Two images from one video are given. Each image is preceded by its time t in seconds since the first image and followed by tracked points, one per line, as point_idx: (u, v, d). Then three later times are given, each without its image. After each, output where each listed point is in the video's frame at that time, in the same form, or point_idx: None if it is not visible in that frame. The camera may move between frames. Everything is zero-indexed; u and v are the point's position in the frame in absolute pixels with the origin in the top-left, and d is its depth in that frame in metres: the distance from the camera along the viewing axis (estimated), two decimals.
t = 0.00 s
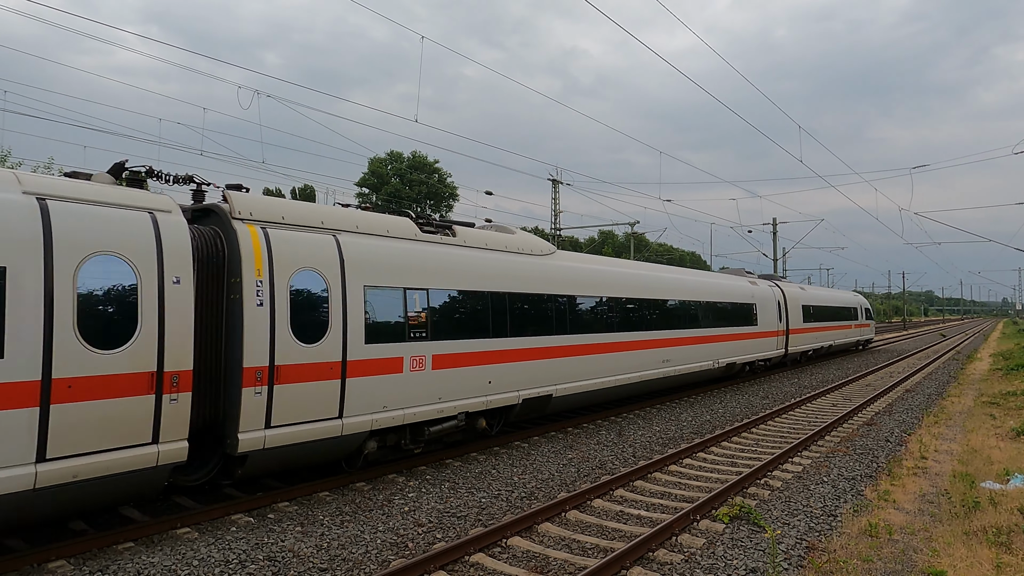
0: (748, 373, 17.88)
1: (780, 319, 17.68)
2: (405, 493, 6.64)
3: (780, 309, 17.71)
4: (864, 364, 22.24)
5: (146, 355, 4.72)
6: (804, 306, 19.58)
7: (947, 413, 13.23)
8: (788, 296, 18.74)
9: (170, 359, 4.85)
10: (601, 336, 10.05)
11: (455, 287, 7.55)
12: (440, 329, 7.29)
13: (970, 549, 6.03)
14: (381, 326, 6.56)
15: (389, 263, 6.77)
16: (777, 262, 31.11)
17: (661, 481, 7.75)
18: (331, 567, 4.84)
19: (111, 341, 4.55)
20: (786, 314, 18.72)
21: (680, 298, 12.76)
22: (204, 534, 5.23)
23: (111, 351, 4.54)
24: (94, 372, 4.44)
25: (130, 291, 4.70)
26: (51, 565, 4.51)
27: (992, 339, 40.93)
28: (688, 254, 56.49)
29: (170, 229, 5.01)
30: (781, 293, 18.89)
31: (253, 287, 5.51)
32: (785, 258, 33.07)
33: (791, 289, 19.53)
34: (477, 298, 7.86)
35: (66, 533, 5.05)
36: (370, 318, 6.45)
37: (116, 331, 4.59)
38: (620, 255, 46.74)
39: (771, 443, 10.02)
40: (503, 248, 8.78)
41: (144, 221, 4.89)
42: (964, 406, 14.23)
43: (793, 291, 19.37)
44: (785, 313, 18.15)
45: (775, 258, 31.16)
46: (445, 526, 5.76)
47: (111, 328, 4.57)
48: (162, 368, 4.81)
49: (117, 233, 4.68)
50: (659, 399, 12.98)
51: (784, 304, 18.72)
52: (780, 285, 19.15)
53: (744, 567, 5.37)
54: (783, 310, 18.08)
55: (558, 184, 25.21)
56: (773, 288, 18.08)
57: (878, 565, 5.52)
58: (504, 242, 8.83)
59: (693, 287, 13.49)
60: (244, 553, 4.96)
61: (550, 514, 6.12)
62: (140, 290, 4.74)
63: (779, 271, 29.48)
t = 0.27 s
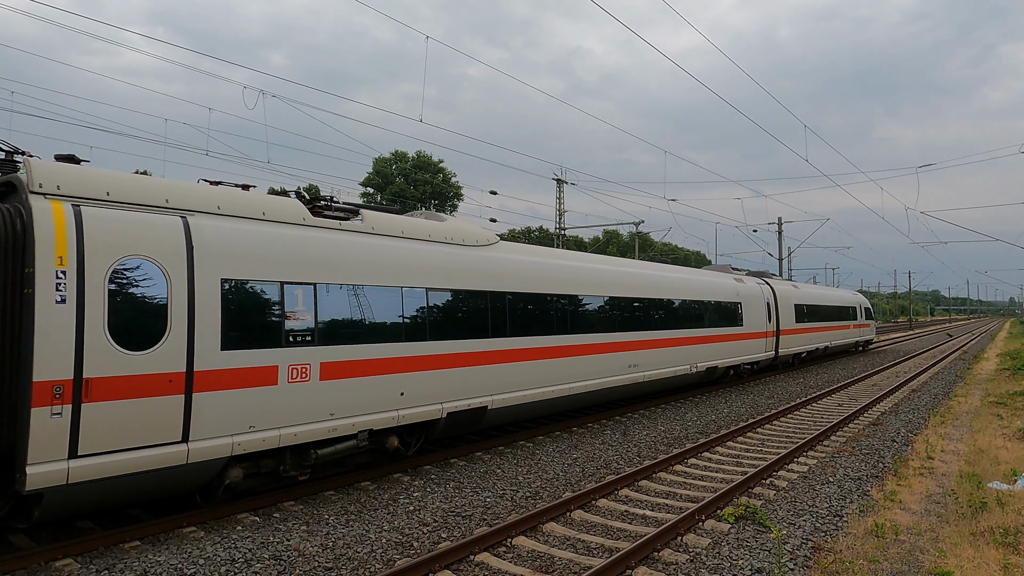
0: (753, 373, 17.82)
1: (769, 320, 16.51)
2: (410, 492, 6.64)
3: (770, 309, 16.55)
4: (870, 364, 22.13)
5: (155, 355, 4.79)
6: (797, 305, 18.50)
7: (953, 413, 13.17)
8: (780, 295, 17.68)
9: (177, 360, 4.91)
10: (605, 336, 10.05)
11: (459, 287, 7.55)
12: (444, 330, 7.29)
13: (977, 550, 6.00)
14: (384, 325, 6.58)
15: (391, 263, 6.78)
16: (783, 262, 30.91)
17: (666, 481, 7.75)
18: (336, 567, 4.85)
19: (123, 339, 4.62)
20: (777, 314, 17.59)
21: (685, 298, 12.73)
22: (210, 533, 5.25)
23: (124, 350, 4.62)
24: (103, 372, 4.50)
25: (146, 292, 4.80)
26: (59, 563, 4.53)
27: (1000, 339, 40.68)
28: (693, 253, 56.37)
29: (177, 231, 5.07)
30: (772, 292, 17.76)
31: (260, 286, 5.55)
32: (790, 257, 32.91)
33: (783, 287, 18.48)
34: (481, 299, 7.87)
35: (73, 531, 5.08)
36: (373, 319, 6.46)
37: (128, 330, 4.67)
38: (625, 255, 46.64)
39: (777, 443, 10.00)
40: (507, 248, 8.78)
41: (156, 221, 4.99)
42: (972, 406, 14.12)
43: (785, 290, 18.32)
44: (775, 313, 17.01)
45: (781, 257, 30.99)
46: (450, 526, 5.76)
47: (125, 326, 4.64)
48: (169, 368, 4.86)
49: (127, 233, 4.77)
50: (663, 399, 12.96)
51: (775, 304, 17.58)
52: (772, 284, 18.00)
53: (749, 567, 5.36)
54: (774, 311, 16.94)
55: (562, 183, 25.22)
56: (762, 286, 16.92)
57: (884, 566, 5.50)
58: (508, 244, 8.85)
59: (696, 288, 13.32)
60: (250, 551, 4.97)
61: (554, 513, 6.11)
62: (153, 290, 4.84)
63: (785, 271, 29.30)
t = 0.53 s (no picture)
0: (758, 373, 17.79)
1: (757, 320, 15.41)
2: (415, 492, 6.65)
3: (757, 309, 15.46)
4: (876, 364, 22.05)
5: (160, 356, 4.82)
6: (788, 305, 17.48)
7: (959, 413, 13.11)
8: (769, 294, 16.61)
9: (183, 360, 4.93)
10: (610, 336, 10.04)
11: (464, 287, 7.55)
12: (449, 330, 7.29)
13: (984, 551, 5.97)
14: (389, 325, 6.58)
15: (396, 263, 6.79)
16: (788, 261, 30.81)
17: (671, 481, 7.73)
18: (341, 566, 4.87)
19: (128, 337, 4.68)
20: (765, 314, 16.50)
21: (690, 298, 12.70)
22: (215, 532, 5.26)
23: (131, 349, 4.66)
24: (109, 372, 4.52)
25: (128, 287, 4.74)
26: (65, 562, 4.55)
27: (1006, 338, 40.47)
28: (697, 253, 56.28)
29: (181, 232, 5.11)
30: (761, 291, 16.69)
31: (264, 286, 5.59)
32: (795, 256, 32.80)
33: (773, 285, 17.40)
34: (486, 299, 7.87)
35: (79, 530, 5.09)
36: (377, 320, 6.47)
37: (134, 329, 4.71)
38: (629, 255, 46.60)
39: (782, 443, 9.97)
40: (512, 248, 8.78)
41: (161, 221, 5.02)
42: (978, 406, 14.05)
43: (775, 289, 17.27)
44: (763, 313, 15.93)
45: (786, 257, 30.87)
46: (455, 526, 5.77)
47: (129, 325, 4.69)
48: (175, 368, 4.88)
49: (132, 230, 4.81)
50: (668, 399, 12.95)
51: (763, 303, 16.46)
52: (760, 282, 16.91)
53: (754, 567, 5.35)
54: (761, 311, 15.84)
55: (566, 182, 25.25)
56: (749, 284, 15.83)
57: (890, 567, 5.48)
58: (513, 244, 8.86)
59: (701, 288, 13.30)
60: (255, 551, 4.98)
61: (559, 513, 6.11)
62: (144, 285, 4.82)
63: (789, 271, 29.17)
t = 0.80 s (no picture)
0: (764, 373, 17.73)
1: (740, 320, 14.22)
2: (420, 492, 6.65)
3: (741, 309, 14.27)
4: (882, 364, 21.94)
5: (167, 356, 4.85)
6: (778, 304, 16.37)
7: (967, 414, 13.04)
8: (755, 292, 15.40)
9: (189, 360, 4.96)
10: (616, 336, 10.02)
11: (469, 287, 7.55)
12: (454, 330, 7.30)
13: (992, 552, 5.93)
14: (394, 325, 6.59)
15: (401, 263, 6.80)
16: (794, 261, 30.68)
17: (676, 481, 7.72)
18: (346, 565, 4.88)
19: (133, 337, 4.72)
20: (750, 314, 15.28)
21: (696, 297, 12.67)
22: (221, 531, 5.28)
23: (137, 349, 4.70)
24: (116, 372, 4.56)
25: (129, 287, 4.76)
26: (73, 560, 4.58)
27: (1015, 338, 40.20)
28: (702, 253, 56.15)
29: (187, 232, 5.14)
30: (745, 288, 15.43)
31: (269, 286, 5.62)
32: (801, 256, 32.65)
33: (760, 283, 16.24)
34: (492, 299, 7.87)
35: (86, 529, 5.13)
36: (382, 320, 6.48)
37: (139, 330, 4.76)
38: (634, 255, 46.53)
39: (788, 443, 9.93)
40: (517, 248, 8.77)
41: (168, 222, 5.05)
42: (986, 407, 13.96)
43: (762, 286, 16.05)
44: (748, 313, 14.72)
45: (792, 256, 30.74)
46: (460, 525, 5.77)
47: (133, 326, 4.73)
48: (182, 368, 4.91)
49: (133, 230, 4.82)
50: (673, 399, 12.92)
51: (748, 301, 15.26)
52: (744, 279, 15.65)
53: (760, 567, 5.34)
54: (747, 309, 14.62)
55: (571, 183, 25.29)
56: (731, 280, 14.60)
57: (897, 568, 5.45)
58: (518, 244, 8.85)
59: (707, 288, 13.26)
60: (262, 550, 5.00)
61: (564, 513, 6.10)
62: (147, 284, 4.86)
63: (795, 271, 29.04)
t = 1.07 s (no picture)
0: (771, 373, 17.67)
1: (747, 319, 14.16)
2: (426, 491, 6.66)
3: (721, 307, 13.01)
4: (890, 364, 21.83)
5: (173, 355, 4.88)
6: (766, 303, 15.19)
7: (976, 414, 12.95)
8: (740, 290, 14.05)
9: (195, 360, 4.99)
10: (621, 335, 10.00)
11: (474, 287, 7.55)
12: (459, 330, 7.30)
13: (1001, 553, 5.89)
14: (400, 325, 6.61)
15: (406, 263, 6.81)
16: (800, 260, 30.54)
17: (683, 481, 7.70)
18: (353, 565, 4.89)
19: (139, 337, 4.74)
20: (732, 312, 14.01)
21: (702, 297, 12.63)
22: (229, 531, 5.31)
23: (143, 349, 4.73)
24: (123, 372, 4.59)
25: (134, 287, 4.79)
26: (81, 559, 4.61)
27: None
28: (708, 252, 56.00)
29: (193, 233, 5.16)
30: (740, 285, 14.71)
31: (275, 286, 5.64)
32: (807, 256, 32.50)
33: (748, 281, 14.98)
34: (497, 299, 7.87)
35: (95, 528, 5.16)
36: (387, 320, 6.50)
37: (145, 330, 4.78)
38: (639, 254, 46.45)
39: (795, 444, 9.89)
40: (523, 248, 8.76)
41: (173, 223, 5.07)
42: (995, 407, 13.87)
43: (748, 284, 14.78)
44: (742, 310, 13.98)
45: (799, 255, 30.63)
46: (466, 525, 5.78)
47: (139, 326, 4.76)
48: (188, 368, 4.94)
49: (138, 231, 4.84)
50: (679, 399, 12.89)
51: (731, 299, 14.01)
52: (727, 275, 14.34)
53: (767, 568, 5.32)
54: (728, 308, 13.36)
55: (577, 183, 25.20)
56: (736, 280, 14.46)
57: (905, 569, 5.42)
58: (524, 245, 8.85)
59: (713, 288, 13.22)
60: (268, 549, 5.02)
61: (570, 513, 6.10)
62: (152, 284, 4.88)
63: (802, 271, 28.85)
